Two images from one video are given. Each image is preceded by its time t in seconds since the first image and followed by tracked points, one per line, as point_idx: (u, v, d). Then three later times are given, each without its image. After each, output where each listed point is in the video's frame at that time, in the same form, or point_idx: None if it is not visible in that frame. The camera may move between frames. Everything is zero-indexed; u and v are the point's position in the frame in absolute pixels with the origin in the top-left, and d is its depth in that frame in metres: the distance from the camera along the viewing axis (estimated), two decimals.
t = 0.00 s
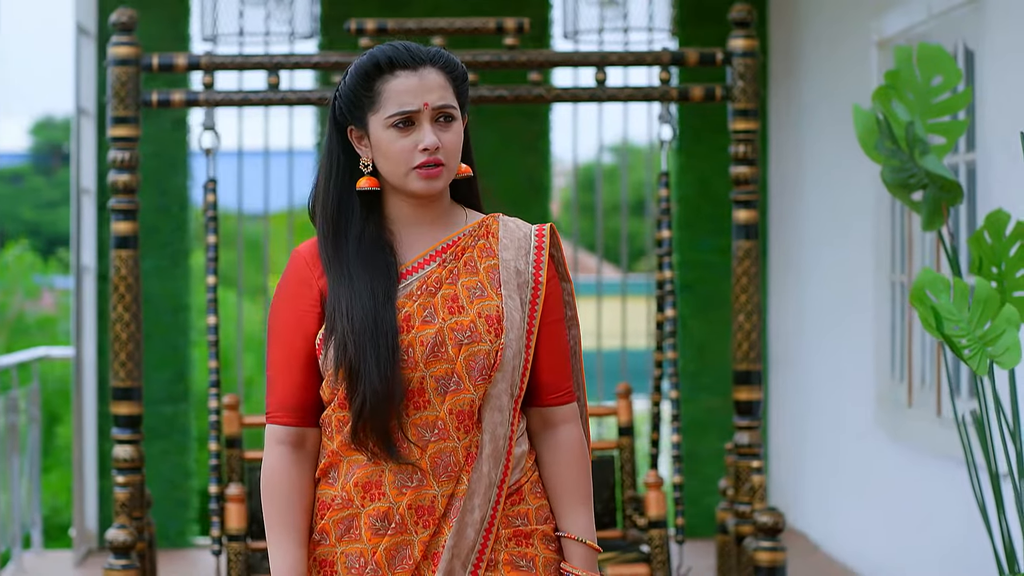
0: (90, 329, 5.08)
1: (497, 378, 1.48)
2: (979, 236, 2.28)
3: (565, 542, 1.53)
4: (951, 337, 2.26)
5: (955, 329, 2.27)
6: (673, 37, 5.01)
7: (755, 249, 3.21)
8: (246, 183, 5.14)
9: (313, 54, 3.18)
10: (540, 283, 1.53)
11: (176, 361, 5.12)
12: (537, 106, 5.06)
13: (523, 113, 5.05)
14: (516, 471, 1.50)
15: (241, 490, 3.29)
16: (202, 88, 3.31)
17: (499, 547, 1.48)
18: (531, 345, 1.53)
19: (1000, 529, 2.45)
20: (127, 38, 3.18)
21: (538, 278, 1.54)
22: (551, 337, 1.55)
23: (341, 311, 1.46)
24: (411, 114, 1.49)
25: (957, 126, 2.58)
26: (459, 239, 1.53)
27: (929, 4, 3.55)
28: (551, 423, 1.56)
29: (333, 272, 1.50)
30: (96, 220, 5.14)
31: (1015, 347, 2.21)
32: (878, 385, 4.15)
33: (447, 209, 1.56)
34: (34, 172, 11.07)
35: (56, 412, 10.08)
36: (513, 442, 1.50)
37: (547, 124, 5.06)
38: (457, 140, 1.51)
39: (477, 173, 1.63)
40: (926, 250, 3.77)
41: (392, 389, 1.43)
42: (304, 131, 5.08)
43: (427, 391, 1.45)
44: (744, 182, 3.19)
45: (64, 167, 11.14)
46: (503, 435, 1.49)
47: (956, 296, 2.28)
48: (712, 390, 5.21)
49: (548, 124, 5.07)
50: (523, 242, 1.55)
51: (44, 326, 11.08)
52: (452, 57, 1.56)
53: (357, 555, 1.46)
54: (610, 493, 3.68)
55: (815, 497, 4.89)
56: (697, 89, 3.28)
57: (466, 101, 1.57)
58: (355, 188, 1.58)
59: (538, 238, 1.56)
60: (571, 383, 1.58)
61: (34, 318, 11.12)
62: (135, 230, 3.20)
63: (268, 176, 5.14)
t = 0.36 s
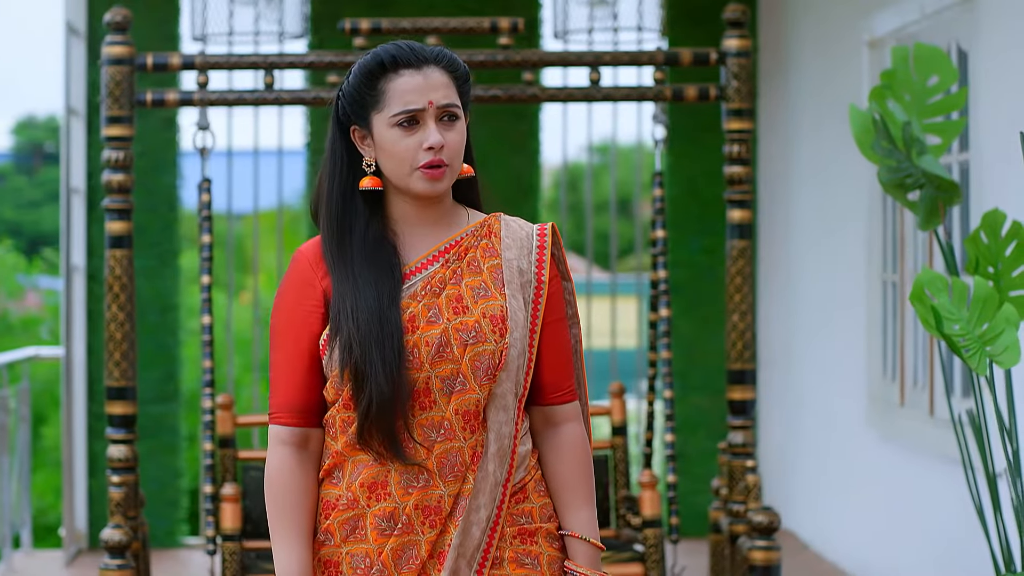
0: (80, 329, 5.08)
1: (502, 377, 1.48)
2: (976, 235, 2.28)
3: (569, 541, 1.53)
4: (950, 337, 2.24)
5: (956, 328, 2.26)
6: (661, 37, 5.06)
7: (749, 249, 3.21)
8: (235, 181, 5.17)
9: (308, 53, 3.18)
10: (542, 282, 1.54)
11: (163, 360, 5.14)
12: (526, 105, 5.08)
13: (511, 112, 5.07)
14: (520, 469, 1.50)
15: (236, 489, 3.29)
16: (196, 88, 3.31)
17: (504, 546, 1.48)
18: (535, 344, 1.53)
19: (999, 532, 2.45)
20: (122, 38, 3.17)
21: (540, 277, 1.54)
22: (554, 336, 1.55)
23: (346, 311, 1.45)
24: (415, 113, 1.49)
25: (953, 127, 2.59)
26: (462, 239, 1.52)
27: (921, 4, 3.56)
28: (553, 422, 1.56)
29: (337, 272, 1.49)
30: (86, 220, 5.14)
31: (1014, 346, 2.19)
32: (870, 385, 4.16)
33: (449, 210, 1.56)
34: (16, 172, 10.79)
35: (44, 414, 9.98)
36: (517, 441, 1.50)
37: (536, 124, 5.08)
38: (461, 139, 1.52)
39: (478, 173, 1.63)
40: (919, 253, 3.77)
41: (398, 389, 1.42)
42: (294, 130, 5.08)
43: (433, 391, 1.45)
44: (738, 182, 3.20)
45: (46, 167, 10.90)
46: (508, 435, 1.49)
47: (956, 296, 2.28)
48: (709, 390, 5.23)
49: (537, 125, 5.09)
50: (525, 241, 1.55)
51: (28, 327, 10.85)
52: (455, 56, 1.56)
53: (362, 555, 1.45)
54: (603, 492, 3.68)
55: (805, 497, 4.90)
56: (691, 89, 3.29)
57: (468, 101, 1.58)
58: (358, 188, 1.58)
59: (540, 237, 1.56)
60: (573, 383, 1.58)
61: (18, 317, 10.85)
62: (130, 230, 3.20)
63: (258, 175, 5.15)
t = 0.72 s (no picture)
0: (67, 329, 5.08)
1: (506, 378, 1.47)
2: (969, 235, 2.24)
3: (571, 539, 1.53)
4: (948, 337, 2.22)
5: (953, 328, 2.23)
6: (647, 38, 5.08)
7: (741, 249, 3.22)
8: (221, 181, 5.19)
9: (300, 53, 3.19)
10: (544, 282, 1.53)
11: (149, 360, 5.16)
12: (514, 104, 5.12)
13: (501, 112, 5.11)
14: (523, 468, 1.50)
15: (228, 489, 3.29)
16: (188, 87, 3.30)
17: (507, 544, 1.48)
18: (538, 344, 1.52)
19: (993, 535, 2.43)
20: (114, 37, 3.17)
21: (542, 277, 1.53)
22: (556, 336, 1.55)
23: (351, 312, 1.44)
24: (420, 111, 1.48)
25: (944, 126, 2.61)
26: (465, 239, 1.52)
27: (911, 5, 3.58)
28: (555, 421, 1.56)
29: (341, 272, 1.48)
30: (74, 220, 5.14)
31: (1010, 346, 2.16)
32: (859, 385, 4.16)
33: (452, 210, 1.55)
34: None
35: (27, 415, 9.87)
36: (521, 440, 1.49)
37: (524, 123, 5.12)
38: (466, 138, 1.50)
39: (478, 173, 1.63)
40: (908, 259, 3.77)
41: (404, 389, 1.41)
42: (281, 130, 5.14)
43: (438, 392, 1.44)
44: (730, 182, 3.20)
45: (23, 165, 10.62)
46: (512, 434, 1.48)
47: (953, 295, 2.25)
48: (700, 390, 5.25)
49: (524, 125, 5.13)
50: (527, 241, 1.54)
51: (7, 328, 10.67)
52: (458, 56, 1.55)
53: (367, 556, 1.44)
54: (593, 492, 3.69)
55: (793, 496, 4.92)
56: (683, 89, 3.30)
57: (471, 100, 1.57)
58: (361, 187, 1.56)
59: (542, 237, 1.56)
60: (575, 382, 1.57)
61: None
62: (121, 229, 3.19)
63: (245, 174, 5.16)
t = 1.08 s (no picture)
0: (52, 329, 5.07)
1: (507, 378, 1.47)
2: (962, 235, 2.24)
3: (571, 537, 1.52)
4: (945, 337, 2.15)
5: (948, 328, 2.17)
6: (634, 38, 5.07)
7: (731, 248, 3.22)
8: (206, 180, 5.19)
9: (291, 52, 3.19)
10: (544, 282, 1.53)
11: (135, 359, 5.16)
12: (501, 104, 5.13)
13: (486, 111, 5.13)
14: (524, 467, 1.50)
15: (220, 489, 3.29)
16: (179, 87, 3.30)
17: (509, 542, 1.48)
18: (538, 343, 1.52)
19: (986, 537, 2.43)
20: (104, 37, 3.16)
21: (542, 277, 1.53)
22: (556, 335, 1.54)
23: (354, 313, 1.43)
24: (421, 109, 1.46)
25: (938, 126, 2.60)
26: (465, 241, 1.51)
27: (899, 6, 3.59)
28: (554, 421, 1.55)
29: (343, 273, 1.47)
30: (59, 220, 5.13)
31: (1006, 345, 2.13)
32: (847, 386, 4.17)
33: (451, 210, 1.55)
34: None
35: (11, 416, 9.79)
36: (522, 440, 1.49)
37: (509, 122, 5.14)
38: (467, 137, 1.49)
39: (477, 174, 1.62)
40: (897, 261, 3.78)
41: (407, 391, 1.41)
42: (266, 130, 5.16)
43: (441, 392, 1.44)
44: (720, 182, 3.21)
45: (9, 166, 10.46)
46: (514, 434, 1.48)
47: (949, 295, 2.19)
48: (689, 390, 5.26)
49: (510, 124, 5.15)
50: (526, 242, 1.54)
51: None
52: (459, 57, 1.54)
53: (370, 556, 1.43)
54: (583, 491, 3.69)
55: (780, 496, 4.93)
56: (674, 89, 3.30)
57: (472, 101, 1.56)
58: (363, 188, 1.55)
59: (541, 237, 1.56)
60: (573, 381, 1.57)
61: None
62: (112, 229, 3.19)
63: (230, 173, 5.17)
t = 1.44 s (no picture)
0: (42, 330, 5.07)
1: (512, 377, 1.46)
2: (959, 235, 2.25)
3: (576, 537, 1.51)
4: (946, 337, 2.17)
5: (949, 328, 2.18)
6: (624, 39, 5.10)
7: (726, 248, 3.23)
8: (196, 181, 5.19)
9: (287, 52, 3.19)
10: (549, 282, 1.51)
11: (127, 359, 5.17)
12: (490, 106, 5.14)
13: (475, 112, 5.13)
14: (529, 467, 1.49)
15: (217, 489, 3.29)
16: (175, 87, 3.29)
17: (515, 541, 1.47)
18: (543, 343, 1.51)
19: (984, 540, 2.43)
20: (100, 37, 3.15)
21: (547, 276, 1.51)
22: (560, 334, 1.53)
23: (359, 313, 1.41)
24: (428, 110, 1.45)
25: (934, 127, 2.62)
26: (471, 239, 1.50)
27: (893, 6, 3.59)
28: (559, 420, 1.54)
29: (349, 272, 1.45)
30: (50, 220, 5.12)
31: (1008, 345, 2.13)
32: (840, 385, 4.17)
33: (457, 211, 1.53)
34: None
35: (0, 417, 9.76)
36: (527, 439, 1.48)
37: (498, 124, 5.15)
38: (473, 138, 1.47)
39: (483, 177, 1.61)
40: (889, 261, 3.78)
41: (414, 391, 1.39)
42: (256, 130, 5.18)
43: (447, 392, 1.42)
44: (715, 182, 3.22)
45: None
46: (519, 433, 1.47)
47: (950, 295, 2.20)
48: (682, 390, 5.26)
49: (500, 125, 5.17)
50: (531, 241, 1.52)
51: None
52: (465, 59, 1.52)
53: (378, 557, 1.43)
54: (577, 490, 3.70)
55: (774, 496, 4.93)
56: (669, 89, 3.31)
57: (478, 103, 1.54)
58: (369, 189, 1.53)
59: (546, 238, 1.54)
60: (578, 381, 1.56)
61: None
62: (108, 229, 3.18)
63: (221, 173, 5.19)
